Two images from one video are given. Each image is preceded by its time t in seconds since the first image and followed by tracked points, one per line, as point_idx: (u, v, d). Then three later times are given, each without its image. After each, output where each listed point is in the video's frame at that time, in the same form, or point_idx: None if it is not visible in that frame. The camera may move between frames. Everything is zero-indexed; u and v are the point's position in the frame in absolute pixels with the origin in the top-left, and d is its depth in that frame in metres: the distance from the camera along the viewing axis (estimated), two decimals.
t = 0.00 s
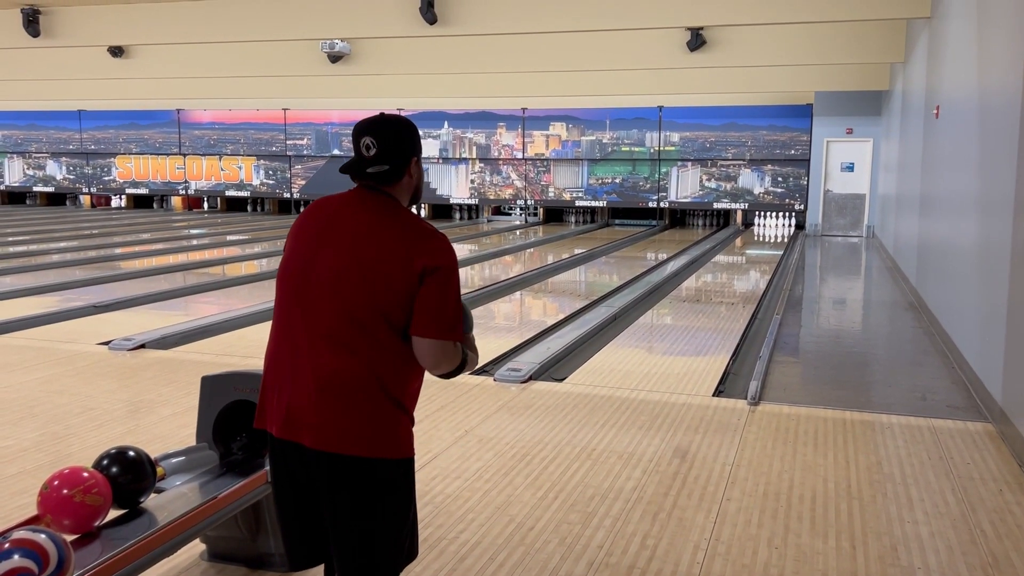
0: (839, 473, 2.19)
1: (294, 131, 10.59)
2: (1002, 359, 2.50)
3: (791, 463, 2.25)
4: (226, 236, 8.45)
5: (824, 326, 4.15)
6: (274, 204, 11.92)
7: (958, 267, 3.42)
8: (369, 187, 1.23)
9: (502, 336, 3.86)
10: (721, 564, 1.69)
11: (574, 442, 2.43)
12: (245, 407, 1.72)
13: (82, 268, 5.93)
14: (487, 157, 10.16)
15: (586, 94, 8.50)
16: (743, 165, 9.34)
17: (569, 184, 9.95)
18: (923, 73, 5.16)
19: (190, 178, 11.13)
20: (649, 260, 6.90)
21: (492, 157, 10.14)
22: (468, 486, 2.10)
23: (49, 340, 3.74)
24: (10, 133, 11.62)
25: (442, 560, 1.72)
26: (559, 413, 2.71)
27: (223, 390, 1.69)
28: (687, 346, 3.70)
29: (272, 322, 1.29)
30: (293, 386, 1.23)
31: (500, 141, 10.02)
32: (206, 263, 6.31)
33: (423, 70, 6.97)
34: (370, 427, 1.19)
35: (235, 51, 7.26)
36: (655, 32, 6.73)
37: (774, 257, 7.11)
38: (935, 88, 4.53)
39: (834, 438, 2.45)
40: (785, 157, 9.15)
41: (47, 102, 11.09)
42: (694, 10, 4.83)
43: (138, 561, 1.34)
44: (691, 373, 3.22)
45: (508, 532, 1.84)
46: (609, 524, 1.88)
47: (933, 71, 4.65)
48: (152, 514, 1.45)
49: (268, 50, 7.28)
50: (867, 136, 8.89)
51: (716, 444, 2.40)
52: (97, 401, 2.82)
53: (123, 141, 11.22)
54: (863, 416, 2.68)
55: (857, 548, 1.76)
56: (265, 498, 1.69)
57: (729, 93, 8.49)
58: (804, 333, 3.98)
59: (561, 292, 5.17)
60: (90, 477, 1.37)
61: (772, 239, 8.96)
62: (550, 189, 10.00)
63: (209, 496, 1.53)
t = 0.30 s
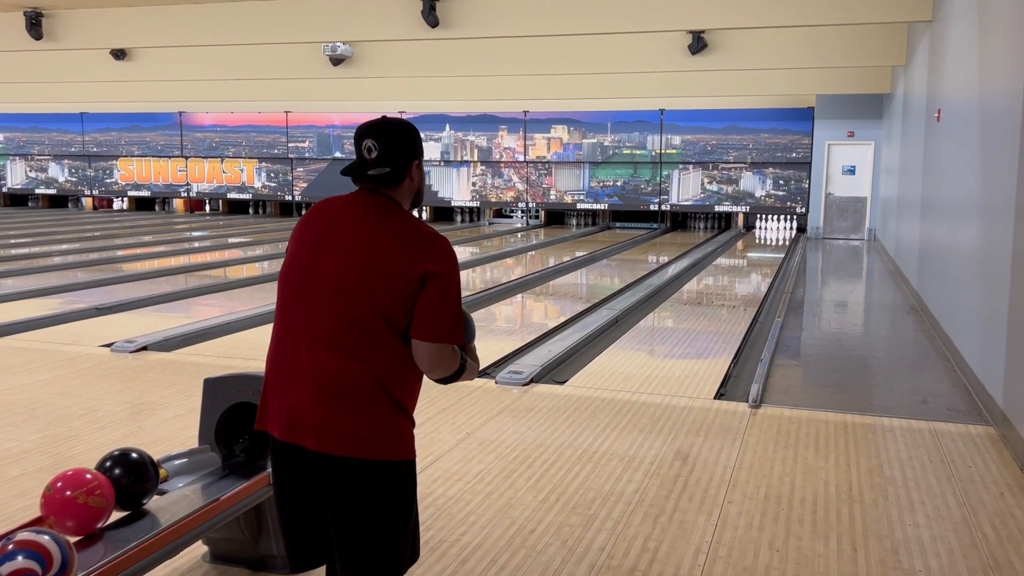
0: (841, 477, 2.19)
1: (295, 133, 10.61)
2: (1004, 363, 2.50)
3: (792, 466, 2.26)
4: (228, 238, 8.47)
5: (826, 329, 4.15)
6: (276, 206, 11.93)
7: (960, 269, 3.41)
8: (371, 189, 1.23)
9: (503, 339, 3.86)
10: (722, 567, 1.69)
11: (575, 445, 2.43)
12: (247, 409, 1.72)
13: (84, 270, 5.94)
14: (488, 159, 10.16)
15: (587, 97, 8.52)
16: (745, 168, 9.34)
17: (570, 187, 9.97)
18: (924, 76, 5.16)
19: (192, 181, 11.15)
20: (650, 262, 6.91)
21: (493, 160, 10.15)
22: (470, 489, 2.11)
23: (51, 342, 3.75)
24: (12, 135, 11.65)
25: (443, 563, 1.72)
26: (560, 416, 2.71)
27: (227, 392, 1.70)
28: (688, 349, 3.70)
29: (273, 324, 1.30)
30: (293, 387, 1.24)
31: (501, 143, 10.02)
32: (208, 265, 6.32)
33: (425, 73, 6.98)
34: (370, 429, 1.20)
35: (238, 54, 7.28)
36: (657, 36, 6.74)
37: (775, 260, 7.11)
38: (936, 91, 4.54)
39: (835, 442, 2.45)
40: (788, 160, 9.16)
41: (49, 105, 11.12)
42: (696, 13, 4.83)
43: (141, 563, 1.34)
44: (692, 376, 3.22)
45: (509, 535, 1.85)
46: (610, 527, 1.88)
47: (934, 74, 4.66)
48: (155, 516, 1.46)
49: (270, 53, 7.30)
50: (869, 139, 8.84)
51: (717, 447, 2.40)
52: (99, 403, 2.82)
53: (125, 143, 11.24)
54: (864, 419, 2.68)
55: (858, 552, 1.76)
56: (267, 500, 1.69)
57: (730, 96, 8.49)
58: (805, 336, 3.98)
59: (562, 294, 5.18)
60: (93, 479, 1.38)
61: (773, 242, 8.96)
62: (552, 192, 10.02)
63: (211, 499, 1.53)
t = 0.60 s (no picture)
0: (840, 477, 2.19)
1: (295, 134, 10.61)
2: (1002, 364, 2.50)
3: (791, 466, 2.26)
4: (228, 239, 8.48)
5: (825, 330, 4.16)
6: (275, 208, 11.93)
7: (959, 270, 3.42)
8: (369, 189, 1.24)
9: (502, 340, 3.86)
10: (721, 567, 1.69)
11: (575, 445, 2.44)
12: (247, 410, 1.73)
13: (83, 271, 5.94)
14: (488, 160, 10.16)
15: (587, 98, 8.52)
16: (744, 169, 9.36)
17: (569, 188, 9.99)
18: (923, 77, 5.16)
19: (191, 181, 11.15)
20: (649, 263, 6.91)
21: (493, 161, 10.15)
22: (469, 489, 2.11)
23: (51, 343, 3.75)
24: (12, 136, 11.65)
25: (443, 562, 1.73)
26: (560, 417, 2.72)
27: (226, 393, 1.71)
28: (687, 349, 3.71)
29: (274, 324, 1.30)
30: (294, 387, 1.24)
31: (500, 144, 10.01)
32: (207, 266, 6.33)
33: (424, 74, 6.98)
34: (370, 429, 1.20)
35: (238, 55, 7.28)
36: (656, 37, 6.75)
37: (774, 261, 7.12)
38: (935, 93, 4.55)
39: (834, 442, 2.46)
40: (786, 161, 9.19)
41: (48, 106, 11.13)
42: (695, 14, 4.83)
43: (141, 563, 1.35)
44: (691, 377, 3.23)
45: (509, 535, 1.85)
46: (610, 527, 1.89)
47: (933, 75, 4.66)
48: (155, 516, 1.46)
49: (270, 54, 7.29)
50: (867, 141, 8.82)
51: (717, 448, 2.40)
52: (98, 403, 2.83)
53: (124, 144, 11.25)
54: (863, 419, 2.69)
55: (857, 552, 1.76)
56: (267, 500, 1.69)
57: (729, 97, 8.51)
58: (805, 337, 3.99)
59: (562, 295, 5.18)
60: (93, 479, 1.38)
61: (772, 243, 8.97)
62: (551, 193, 10.02)
63: (211, 498, 1.53)
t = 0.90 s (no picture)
0: (835, 475, 2.20)
1: (291, 134, 10.61)
2: (997, 362, 2.51)
3: (787, 465, 2.27)
4: (224, 239, 8.47)
5: (821, 329, 4.17)
6: (271, 207, 11.93)
7: (955, 270, 3.43)
8: (368, 187, 1.24)
9: (499, 339, 3.87)
10: (717, 565, 1.70)
11: (571, 445, 2.44)
12: (244, 410, 1.73)
13: (79, 271, 5.93)
14: (484, 160, 10.18)
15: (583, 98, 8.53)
16: (740, 168, 9.39)
17: (566, 188, 9.99)
18: (919, 77, 5.17)
19: (188, 181, 11.14)
20: (646, 263, 6.92)
21: (489, 161, 10.16)
22: (466, 488, 2.11)
23: (47, 343, 3.74)
24: (7, 136, 11.63)
25: (440, 561, 1.73)
26: (556, 416, 2.72)
27: (221, 393, 1.71)
28: (684, 349, 3.71)
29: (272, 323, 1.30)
30: (292, 387, 1.24)
31: (497, 144, 10.01)
32: (204, 266, 6.32)
33: (420, 74, 6.97)
34: (368, 428, 1.20)
35: (234, 54, 7.28)
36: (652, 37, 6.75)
37: (771, 260, 7.13)
38: (931, 93, 4.56)
39: (829, 440, 2.47)
40: (782, 161, 9.24)
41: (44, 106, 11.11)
42: (691, 15, 4.84)
43: (138, 561, 1.35)
44: (688, 376, 3.23)
45: (506, 533, 1.86)
46: (606, 526, 1.89)
47: (929, 75, 4.67)
48: (152, 515, 1.46)
49: (266, 53, 7.29)
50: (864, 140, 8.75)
51: (712, 446, 2.41)
52: (95, 403, 2.82)
53: (121, 144, 11.23)
54: (858, 418, 2.70)
55: (853, 550, 1.77)
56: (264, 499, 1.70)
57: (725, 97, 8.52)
58: (801, 336, 4.00)
59: (559, 295, 5.19)
60: (90, 478, 1.38)
61: (768, 242, 8.98)
62: (548, 193, 10.03)
63: (208, 497, 1.53)
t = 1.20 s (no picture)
0: (828, 472, 2.21)
1: (283, 132, 10.58)
2: (988, 359, 2.53)
3: (779, 461, 2.28)
4: (217, 238, 8.45)
5: (814, 326, 4.18)
6: (264, 206, 11.90)
7: (946, 268, 3.44)
8: (378, 187, 1.24)
9: (493, 337, 3.88)
10: (710, 561, 1.70)
11: (565, 442, 2.44)
12: (238, 409, 1.73)
13: (70, 270, 5.91)
14: (477, 159, 10.18)
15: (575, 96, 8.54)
16: (733, 166, 9.40)
17: (559, 186, 9.99)
18: (911, 75, 5.20)
19: (180, 180, 11.09)
20: (639, 261, 6.93)
21: (482, 159, 10.16)
22: (460, 485, 2.11)
23: (38, 343, 3.72)
24: None
25: (433, 558, 1.73)
26: (549, 414, 2.72)
27: (214, 392, 1.70)
28: (676, 346, 3.72)
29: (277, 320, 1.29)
30: (297, 383, 1.24)
31: (490, 142, 10.02)
32: (196, 265, 6.30)
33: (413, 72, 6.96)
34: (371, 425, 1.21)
35: (227, 52, 7.25)
36: (644, 36, 6.75)
37: (763, 258, 7.15)
38: (922, 91, 4.58)
39: (821, 437, 2.48)
40: (775, 159, 9.22)
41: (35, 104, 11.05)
42: (683, 13, 4.84)
43: (131, 560, 1.35)
44: (680, 373, 3.24)
45: (499, 530, 1.86)
46: (600, 522, 1.89)
47: (920, 72, 4.70)
48: (145, 513, 1.45)
49: (258, 52, 7.26)
50: (856, 138, 8.85)
51: (705, 443, 2.42)
52: (87, 403, 2.81)
53: (112, 142, 11.18)
54: (850, 414, 2.71)
55: (845, 546, 1.78)
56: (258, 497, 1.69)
57: (717, 95, 8.54)
58: (793, 333, 4.02)
59: (552, 293, 5.19)
60: (82, 476, 1.38)
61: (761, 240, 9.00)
62: (541, 191, 10.03)
63: (202, 495, 1.53)
